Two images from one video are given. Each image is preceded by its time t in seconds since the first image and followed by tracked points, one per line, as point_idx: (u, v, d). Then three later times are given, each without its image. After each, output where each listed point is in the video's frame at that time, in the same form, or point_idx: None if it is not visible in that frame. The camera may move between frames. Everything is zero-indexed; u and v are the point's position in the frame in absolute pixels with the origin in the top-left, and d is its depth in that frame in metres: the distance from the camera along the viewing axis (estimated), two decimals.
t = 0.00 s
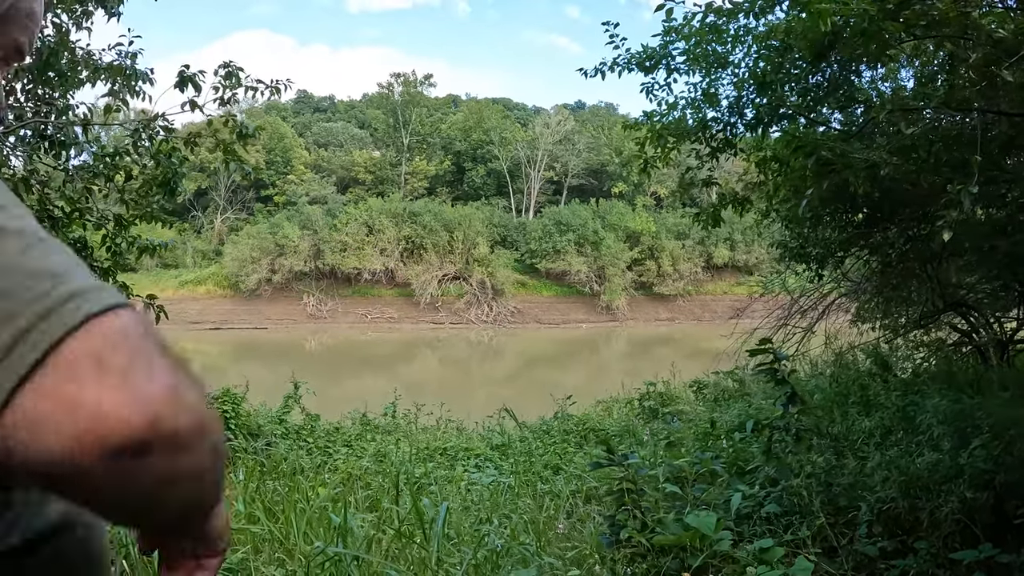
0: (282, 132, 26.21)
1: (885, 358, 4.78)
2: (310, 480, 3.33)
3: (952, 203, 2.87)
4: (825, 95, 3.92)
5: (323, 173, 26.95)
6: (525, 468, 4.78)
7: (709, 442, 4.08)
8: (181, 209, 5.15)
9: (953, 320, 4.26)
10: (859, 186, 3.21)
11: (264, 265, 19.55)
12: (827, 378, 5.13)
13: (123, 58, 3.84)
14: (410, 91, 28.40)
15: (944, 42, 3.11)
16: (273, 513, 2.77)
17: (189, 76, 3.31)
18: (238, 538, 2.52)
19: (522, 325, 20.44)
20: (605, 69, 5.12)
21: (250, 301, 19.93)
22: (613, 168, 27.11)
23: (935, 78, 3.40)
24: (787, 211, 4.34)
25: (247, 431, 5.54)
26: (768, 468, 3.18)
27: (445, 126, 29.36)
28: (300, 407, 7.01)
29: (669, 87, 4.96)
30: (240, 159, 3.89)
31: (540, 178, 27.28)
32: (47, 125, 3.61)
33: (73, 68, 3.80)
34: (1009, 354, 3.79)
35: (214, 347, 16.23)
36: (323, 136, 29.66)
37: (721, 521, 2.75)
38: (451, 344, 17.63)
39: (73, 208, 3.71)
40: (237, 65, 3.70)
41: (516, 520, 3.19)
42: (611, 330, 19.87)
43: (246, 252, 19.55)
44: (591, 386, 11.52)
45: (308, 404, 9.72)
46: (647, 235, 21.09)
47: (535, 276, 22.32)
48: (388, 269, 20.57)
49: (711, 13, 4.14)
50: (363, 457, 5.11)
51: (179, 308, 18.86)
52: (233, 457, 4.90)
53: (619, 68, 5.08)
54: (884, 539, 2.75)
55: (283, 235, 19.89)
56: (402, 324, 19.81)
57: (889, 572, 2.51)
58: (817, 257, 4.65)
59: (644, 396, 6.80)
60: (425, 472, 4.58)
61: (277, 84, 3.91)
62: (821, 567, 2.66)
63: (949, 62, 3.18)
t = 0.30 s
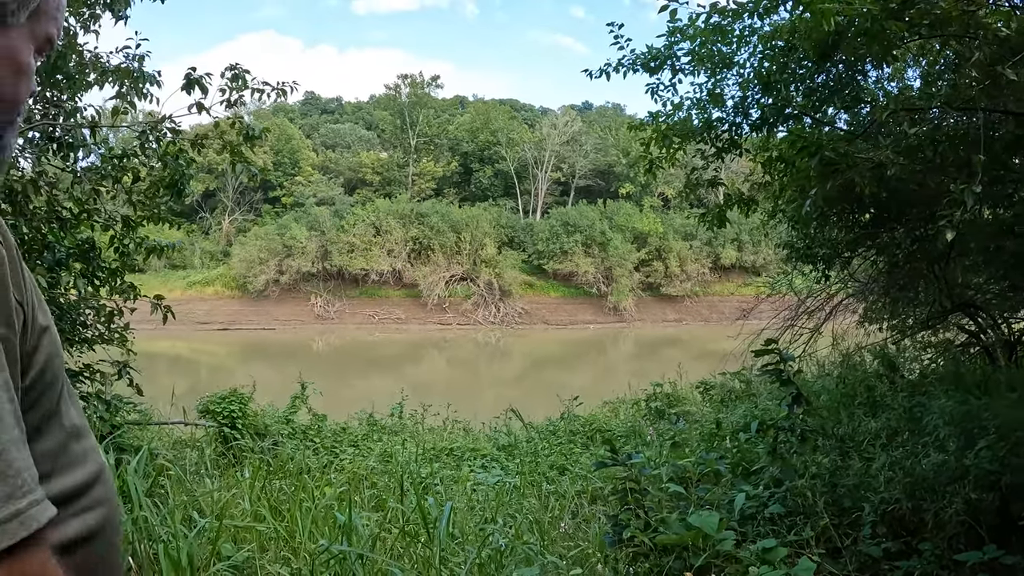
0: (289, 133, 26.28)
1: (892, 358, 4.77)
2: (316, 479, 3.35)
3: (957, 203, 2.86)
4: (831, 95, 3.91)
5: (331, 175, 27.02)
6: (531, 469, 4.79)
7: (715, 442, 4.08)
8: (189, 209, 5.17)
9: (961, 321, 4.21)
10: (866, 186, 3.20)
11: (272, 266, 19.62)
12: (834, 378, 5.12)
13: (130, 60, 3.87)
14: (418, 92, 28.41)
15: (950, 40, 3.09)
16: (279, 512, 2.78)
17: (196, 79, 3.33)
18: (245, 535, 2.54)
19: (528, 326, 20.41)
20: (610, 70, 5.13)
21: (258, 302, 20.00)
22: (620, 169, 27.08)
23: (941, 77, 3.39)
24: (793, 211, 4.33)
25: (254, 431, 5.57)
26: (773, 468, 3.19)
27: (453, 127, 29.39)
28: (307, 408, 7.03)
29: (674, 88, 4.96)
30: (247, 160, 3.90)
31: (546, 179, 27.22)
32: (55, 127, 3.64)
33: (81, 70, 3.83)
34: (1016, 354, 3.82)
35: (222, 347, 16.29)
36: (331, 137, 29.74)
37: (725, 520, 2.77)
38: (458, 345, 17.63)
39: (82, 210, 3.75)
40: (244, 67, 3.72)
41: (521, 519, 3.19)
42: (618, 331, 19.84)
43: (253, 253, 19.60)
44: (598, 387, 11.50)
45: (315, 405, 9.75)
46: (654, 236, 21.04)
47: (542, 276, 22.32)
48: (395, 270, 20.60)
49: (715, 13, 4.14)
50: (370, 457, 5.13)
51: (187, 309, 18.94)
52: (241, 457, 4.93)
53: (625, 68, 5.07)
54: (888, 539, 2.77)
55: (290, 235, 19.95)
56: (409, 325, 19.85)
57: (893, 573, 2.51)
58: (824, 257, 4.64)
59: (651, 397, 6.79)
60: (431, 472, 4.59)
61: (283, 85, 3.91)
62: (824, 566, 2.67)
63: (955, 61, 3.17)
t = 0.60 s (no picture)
0: (297, 135, 26.35)
1: (900, 359, 4.75)
2: (324, 479, 3.36)
3: (963, 204, 2.85)
4: (837, 96, 3.91)
5: (338, 176, 27.09)
6: (537, 469, 4.78)
7: (722, 443, 4.07)
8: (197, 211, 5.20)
9: (968, 322, 4.18)
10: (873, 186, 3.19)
11: (279, 267, 19.68)
12: (841, 380, 5.10)
13: (139, 62, 3.90)
14: (424, 93, 28.44)
15: (957, 41, 3.09)
16: (288, 511, 2.79)
17: (204, 81, 3.35)
18: (253, 535, 2.56)
19: (535, 327, 20.43)
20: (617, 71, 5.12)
21: (265, 303, 20.07)
22: (626, 170, 27.03)
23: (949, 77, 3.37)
24: (799, 211, 4.32)
25: (262, 431, 5.59)
26: (780, 469, 3.18)
27: (459, 128, 29.42)
28: (314, 408, 7.04)
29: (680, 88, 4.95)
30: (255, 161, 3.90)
31: (553, 179, 27.23)
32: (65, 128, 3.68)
33: (90, 72, 3.86)
34: None
35: (229, 348, 16.35)
36: (338, 139, 29.82)
37: (731, 520, 2.76)
38: (465, 347, 17.64)
39: (91, 210, 3.76)
40: (252, 69, 3.74)
41: (528, 520, 3.19)
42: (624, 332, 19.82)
43: (260, 254, 19.67)
44: (605, 388, 11.50)
45: (323, 405, 9.78)
46: (661, 237, 21.00)
47: (548, 277, 22.32)
48: (402, 271, 20.63)
49: (722, 13, 4.13)
50: (377, 458, 5.14)
51: (195, 309, 19.03)
52: (248, 458, 4.95)
53: (632, 69, 5.07)
54: (895, 540, 2.76)
55: (297, 237, 20.02)
56: (416, 326, 19.88)
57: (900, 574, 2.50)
58: (831, 257, 4.62)
59: (658, 398, 6.79)
60: (438, 472, 4.61)
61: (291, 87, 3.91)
62: (831, 567, 2.66)
63: (962, 61, 3.16)
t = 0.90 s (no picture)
0: (298, 134, 26.35)
1: (902, 357, 4.75)
2: (328, 479, 3.37)
3: (964, 203, 2.86)
4: (839, 95, 3.91)
5: (339, 175, 27.10)
6: (540, 468, 4.79)
7: (725, 441, 4.08)
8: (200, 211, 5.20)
9: (970, 320, 4.14)
10: (876, 185, 3.19)
11: (281, 266, 19.70)
12: (843, 378, 5.11)
13: (141, 63, 3.91)
14: (425, 92, 28.42)
15: (959, 40, 3.09)
16: (293, 511, 2.80)
17: (207, 82, 3.35)
18: (258, 535, 2.57)
19: (536, 325, 20.46)
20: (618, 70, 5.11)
21: (267, 302, 20.09)
22: (628, 168, 27.02)
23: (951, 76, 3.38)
24: (802, 210, 4.32)
25: (265, 431, 5.60)
26: (783, 467, 3.19)
27: (460, 127, 29.42)
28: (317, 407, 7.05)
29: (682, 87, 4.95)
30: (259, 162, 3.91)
31: (554, 178, 27.22)
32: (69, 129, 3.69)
33: (92, 73, 3.87)
34: None
35: (232, 347, 16.37)
36: (339, 137, 29.84)
37: (735, 519, 2.76)
38: (467, 345, 17.66)
39: (94, 211, 3.77)
40: (254, 69, 3.74)
41: (531, 519, 3.20)
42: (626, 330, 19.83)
43: (262, 253, 19.67)
44: (607, 386, 11.51)
45: (325, 405, 9.78)
46: (662, 235, 21.00)
47: (550, 276, 22.32)
48: (404, 270, 20.64)
49: (723, 12, 4.12)
50: (380, 457, 5.15)
51: (197, 309, 19.05)
52: (252, 458, 4.97)
53: (633, 68, 5.06)
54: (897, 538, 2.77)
55: (299, 236, 20.03)
56: (418, 325, 19.90)
57: (903, 572, 2.51)
58: (833, 256, 4.63)
59: (660, 396, 6.80)
60: (440, 471, 4.62)
61: (293, 89, 3.91)
62: (834, 565, 2.67)
63: (965, 59, 3.16)
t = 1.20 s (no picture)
0: (294, 132, 26.29)
1: (898, 356, 4.77)
2: (326, 477, 3.39)
3: (960, 203, 2.88)
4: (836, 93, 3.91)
5: (336, 173, 27.08)
6: (537, 466, 4.80)
7: (721, 439, 4.10)
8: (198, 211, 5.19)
9: (965, 318, 4.08)
10: (871, 184, 3.21)
11: (278, 265, 19.68)
12: (839, 376, 5.12)
13: (138, 62, 3.90)
14: (422, 90, 28.39)
15: (956, 39, 3.10)
16: (290, 510, 2.80)
17: (204, 81, 3.35)
18: (256, 534, 2.57)
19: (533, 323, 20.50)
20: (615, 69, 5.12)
21: (264, 301, 20.06)
22: (624, 166, 27.04)
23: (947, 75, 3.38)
24: (798, 209, 4.34)
25: (263, 430, 5.60)
26: (780, 465, 3.21)
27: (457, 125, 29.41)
28: (313, 405, 7.04)
29: (679, 86, 4.95)
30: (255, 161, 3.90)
31: (551, 175, 27.25)
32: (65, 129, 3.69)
33: (89, 72, 3.86)
34: None
35: (229, 346, 16.36)
36: (336, 136, 29.82)
37: (732, 518, 2.78)
38: (463, 343, 17.68)
39: (91, 210, 3.76)
40: (251, 69, 3.74)
41: (527, 517, 3.21)
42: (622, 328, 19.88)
43: (258, 251, 19.61)
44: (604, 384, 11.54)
45: (322, 403, 9.77)
46: (659, 233, 21.04)
47: (546, 273, 22.33)
48: (400, 268, 20.63)
49: (720, 11, 4.12)
50: (377, 455, 5.16)
51: (193, 308, 19.02)
52: (249, 456, 4.97)
53: (630, 67, 5.06)
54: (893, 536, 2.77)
55: (296, 234, 20.01)
56: (414, 323, 19.90)
57: (899, 571, 2.52)
58: (829, 254, 4.64)
59: (656, 394, 6.83)
60: (437, 470, 4.64)
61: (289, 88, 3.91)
62: (829, 563, 2.68)
63: (962, 59, 3.17)
